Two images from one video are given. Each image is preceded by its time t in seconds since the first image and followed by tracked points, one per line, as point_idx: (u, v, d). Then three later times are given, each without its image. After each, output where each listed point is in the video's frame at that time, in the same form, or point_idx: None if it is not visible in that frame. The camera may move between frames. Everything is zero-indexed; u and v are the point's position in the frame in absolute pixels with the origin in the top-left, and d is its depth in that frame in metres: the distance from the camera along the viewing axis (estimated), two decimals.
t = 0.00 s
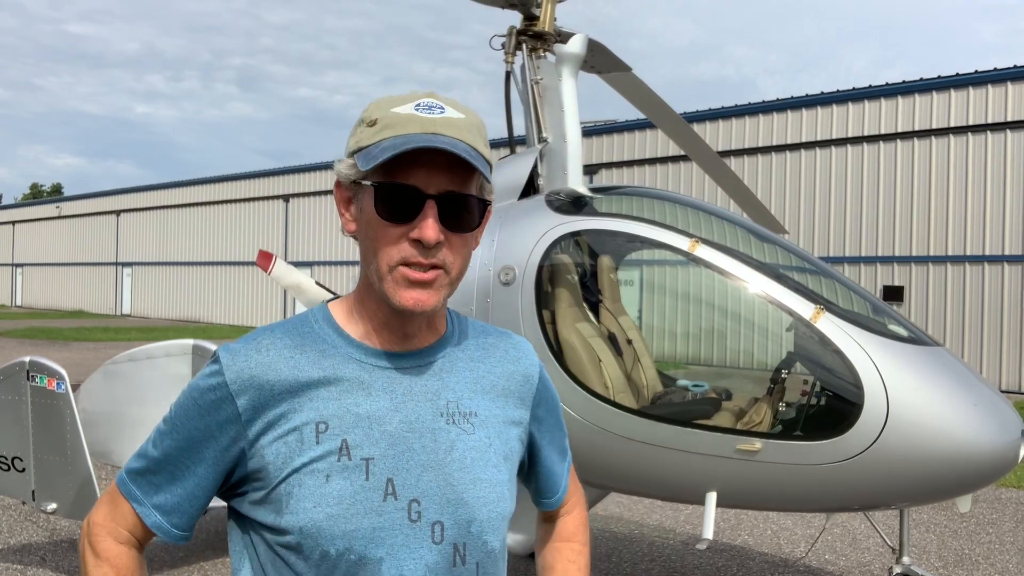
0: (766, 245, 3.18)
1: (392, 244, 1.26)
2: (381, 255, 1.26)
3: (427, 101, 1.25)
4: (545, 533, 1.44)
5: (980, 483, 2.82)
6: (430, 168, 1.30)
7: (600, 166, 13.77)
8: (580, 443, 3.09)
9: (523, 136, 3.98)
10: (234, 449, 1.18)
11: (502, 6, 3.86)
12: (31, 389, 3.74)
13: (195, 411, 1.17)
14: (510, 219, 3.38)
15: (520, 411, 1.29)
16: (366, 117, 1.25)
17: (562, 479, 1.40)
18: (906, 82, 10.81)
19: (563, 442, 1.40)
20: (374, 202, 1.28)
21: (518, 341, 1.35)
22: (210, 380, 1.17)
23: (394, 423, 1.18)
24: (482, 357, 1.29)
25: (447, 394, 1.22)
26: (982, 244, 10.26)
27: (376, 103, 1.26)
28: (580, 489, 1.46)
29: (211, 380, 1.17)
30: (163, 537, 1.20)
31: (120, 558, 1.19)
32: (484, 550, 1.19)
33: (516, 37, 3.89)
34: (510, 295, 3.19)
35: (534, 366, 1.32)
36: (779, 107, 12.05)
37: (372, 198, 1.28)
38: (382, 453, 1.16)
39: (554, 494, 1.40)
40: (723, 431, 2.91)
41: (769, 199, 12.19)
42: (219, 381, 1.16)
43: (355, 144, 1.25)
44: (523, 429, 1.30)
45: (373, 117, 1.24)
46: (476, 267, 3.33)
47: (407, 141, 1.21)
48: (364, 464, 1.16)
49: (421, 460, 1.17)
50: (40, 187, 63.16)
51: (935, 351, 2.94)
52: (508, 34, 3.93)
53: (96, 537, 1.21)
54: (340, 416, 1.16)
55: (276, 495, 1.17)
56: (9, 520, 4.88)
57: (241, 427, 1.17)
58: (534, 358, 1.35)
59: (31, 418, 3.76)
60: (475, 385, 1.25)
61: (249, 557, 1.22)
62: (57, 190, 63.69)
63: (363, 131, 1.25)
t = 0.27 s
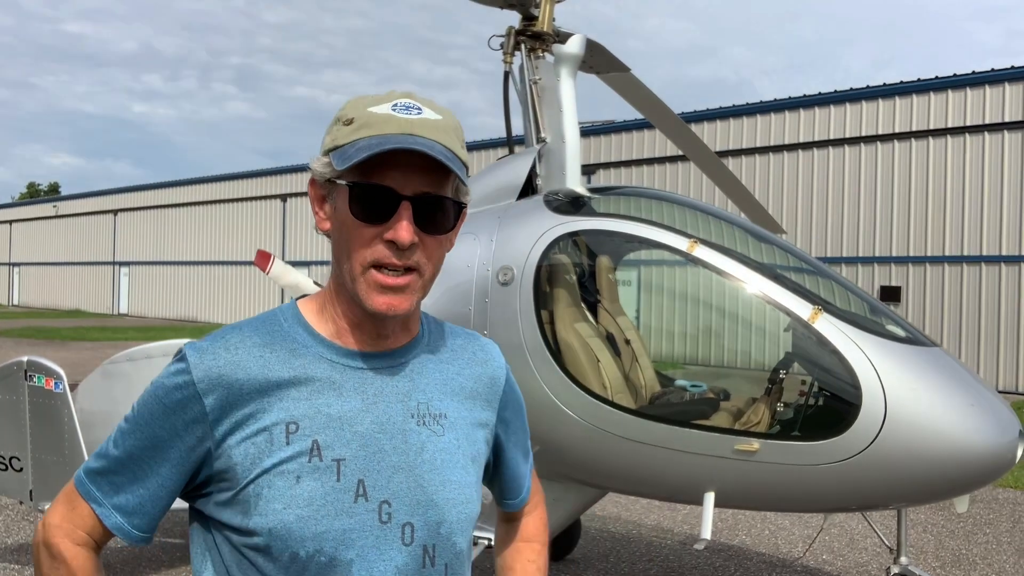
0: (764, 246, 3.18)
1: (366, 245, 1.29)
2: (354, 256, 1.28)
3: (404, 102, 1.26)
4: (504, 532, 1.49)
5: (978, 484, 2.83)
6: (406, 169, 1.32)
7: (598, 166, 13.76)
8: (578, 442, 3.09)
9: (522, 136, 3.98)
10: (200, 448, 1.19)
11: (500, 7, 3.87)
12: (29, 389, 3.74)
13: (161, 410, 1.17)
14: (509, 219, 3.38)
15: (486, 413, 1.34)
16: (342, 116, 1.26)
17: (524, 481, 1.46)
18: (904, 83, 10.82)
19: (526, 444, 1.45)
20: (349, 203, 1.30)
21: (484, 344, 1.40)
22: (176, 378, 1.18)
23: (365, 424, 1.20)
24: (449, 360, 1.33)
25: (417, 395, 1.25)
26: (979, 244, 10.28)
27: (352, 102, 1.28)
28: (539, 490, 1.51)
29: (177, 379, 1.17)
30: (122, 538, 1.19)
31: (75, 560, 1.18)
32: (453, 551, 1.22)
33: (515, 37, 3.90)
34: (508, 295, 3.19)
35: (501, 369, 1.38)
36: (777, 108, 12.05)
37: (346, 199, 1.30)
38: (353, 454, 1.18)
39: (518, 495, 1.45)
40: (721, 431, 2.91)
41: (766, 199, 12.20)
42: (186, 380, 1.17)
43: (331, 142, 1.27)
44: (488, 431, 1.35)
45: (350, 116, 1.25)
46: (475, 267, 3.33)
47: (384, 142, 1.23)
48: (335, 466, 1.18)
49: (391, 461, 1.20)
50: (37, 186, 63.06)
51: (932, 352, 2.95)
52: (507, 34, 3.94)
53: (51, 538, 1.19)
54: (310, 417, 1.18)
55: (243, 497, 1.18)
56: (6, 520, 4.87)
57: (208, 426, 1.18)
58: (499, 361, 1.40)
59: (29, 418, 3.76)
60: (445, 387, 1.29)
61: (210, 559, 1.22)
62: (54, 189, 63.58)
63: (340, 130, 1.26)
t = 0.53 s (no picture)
0: (761, 243, 3.18)
1: (330, 245, 1.30)
2: (319, 256, 1.30)
3: (368, 101, 1.27)
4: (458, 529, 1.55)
5: (977, 481, 2.83)
6: (369, 168, 1.33)
7: (596, 164, 13.76)
8: (575, 439, 3.09)
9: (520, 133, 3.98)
10: (160, 452, 1.19)
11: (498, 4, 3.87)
12: (27, 386, 3.74)
13: (121, 413, 1.17)
14: (507, 217, 3.39)
15: (449, 412, 1.38)
16: (305, 115, 1.26)
17: (479, 478, 1.51)
18: (901, 81, 10.83)
19: (483, 442, 1.50)
20: (312, 202, 1.31)
21: (444, 345, 1.44)
22: (137, 381, 1.18)
23: (332, 426, 1.22)
24: (413, 360, 1.37)
25: (382, 396, 1.28)
26: (977, 243, 10.29)
27: (316, 101, 1.28)
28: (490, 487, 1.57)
29: (139, 381, 1.17)
30: (77, 543, 1.19)
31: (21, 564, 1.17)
32: (418, 550, 1.26)
33: (513, 34, 3.89)
34: (507, 293, 3.19)
35: (462, 368, 1.42)
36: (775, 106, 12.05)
37: (309, 198, 1.31)
38: (321, 456, 1.21)
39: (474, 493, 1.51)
40: (719, 429, 2.91)
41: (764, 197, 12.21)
42: (149, 382, 1.17)
43: (293, 142, 1.27)
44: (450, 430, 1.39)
45: (313, 115, 1.26)
46: (473, 264, 3.33)
47: (347, 141, 1.24)
48: (303, 468, 1.20)
49: (359, 463, 1.23)
50: (34, 183, 62.98)
51: (930, 350, 2.95)
52: (505, 32, 3.93)
53: None
54: (277, 419, 1.20)
55: (208, 501, 1.19)
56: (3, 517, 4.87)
57: (171, 429, 1.18)
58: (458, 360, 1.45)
59: (27, 415, 3.75)
60: (409, 388, 1.32)
61: (170, 565, 1.22)
62: (51, 187, 63.53)
63: (303, 129, 1.26)
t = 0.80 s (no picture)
0: (758, 239, 3.18)
1: (298, 246, 1.29)
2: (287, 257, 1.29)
3: (330, 98, 1.27)
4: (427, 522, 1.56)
5: (975, 477, 2.83)
6: (333, 165, 1.32)
7: (593, 159, 13.76)
8: (573, 435, 3.09)
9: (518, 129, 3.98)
10: (130, 458, 1.18)
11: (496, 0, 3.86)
12: (25, 382, 3.74)
13: (89, 419, 1.16)
14: (505, 213, 3.39)
15: (422, 408, 1.39)
16: (268, 115, 1.26)
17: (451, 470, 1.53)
18: (898, 76, 10.82)
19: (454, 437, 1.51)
20: (278, 202, 1.30)
21: (416, 339, 1.44)
22: (106, 387, 1.16)
23: (306, 427, 1.23)
24: (386, 356, 1.37)
25: (357, 394, 1.29)
26: (974, 238, 10.30)
27: (278, 99, 1.28)
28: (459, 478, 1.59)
29: (108, 387, 1.16)
30: (45, 551, 1.18)
31: None
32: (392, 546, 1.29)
33: (511, 30, 3.88)
34: (506, 289, 3.18)
35: (434, 363, 1.43)
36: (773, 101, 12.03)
37: (275, 198, 1.30)
38: (296, 458, 1.22)
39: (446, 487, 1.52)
40: (717, 426, 2.90)
41: (761, 193, 12.21)
42: (118, 388, 1.16)
43: (256, 142, 1.26)
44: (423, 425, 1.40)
45: (276, 114, 1.25)
46: (471, 260, 3.32)
47: (310, 140, 1.23)
48: (278, 470, 1.21)
49: (334, 463, 1.24)
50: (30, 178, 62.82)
51: (927, 346, 2.95)
52: (503, 27, 3.92)
53: None
54: (250, 422, 1.20)
55: (182, 505, 1.19)
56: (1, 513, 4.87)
57: (142, 435, 1.17)
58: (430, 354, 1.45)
59: (25, 410, 3.74)
60: (382, 385, 1.32)
61: (141, 569, 1.23)
62: (48, 181, 63.38)
63: (266, 129, 1.26)
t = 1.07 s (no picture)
0: (753, 234, 3.18)
1: (294, 233, 1.29)
2: (284, 244, 1.29)
3: (320, 85, 1.27)
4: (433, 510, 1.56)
5: (969, 472, 2.84)
6: (326, 151, 1.32)
7: (588, 154, 13.76)
8: (568, 430, 3.10)
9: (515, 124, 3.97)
10: (134, 449, 1.18)
11: None
12: (20, 376, 3.74)
13: (93, 411, 1.16)
14: (501, 208, 3.38)
15: (425, 394, 1.38)
16: (259, 103, 1.26)
17: (455, 459, 1.52)
18: (894, 71, 10.83)
19: (457, 425, 1.51)
20: (272, 190, 1.30)
21: (417, 327, 1.44)
22: (108, 379, 1.17)
23: (308, 414, 1.22)
24: (387, 343, 1.36)
25: (358, 382, 1.28)
26: (968, 233, 10.32)
27: (268, 88, 1.28)
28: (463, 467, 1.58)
29: (110, 379, 1.16)
30: (54, 544, 1.19)
31: None
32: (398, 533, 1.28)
33: (507, 24, 3.88)
34: (501, 284, 3.17)
35: (436, 350, 1.42)
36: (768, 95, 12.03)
37: (269, 187, 1.30)
38: (299, 445, 1.21)
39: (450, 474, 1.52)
40: (712, 420, 2.91)
41: (757, 188, 12.23)
42: (120, 379, 1.16)
43: (248, 131, 1.27)
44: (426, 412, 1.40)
45: (266, 103, 1.25)
46: (467, 255, 3.32)
47: (302, 126, 1.23)
48: (280, 457, 1.21)
49: (337, 449, 1.23)
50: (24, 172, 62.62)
51: (923, 341, 2.96)
52: (499, 21, 3.92)
53: None
54: (252, 410, 1.20)
55: (186, 494, 1.19)
56: None
57: (144, 425, 1.18)
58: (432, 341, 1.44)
59: (19, 405, 3.74)
60: (383, 372, 1.32)
61: (149, 561, 1.23)
62: (42, 176, 63.17)
63: (257, 118, 1.26)
